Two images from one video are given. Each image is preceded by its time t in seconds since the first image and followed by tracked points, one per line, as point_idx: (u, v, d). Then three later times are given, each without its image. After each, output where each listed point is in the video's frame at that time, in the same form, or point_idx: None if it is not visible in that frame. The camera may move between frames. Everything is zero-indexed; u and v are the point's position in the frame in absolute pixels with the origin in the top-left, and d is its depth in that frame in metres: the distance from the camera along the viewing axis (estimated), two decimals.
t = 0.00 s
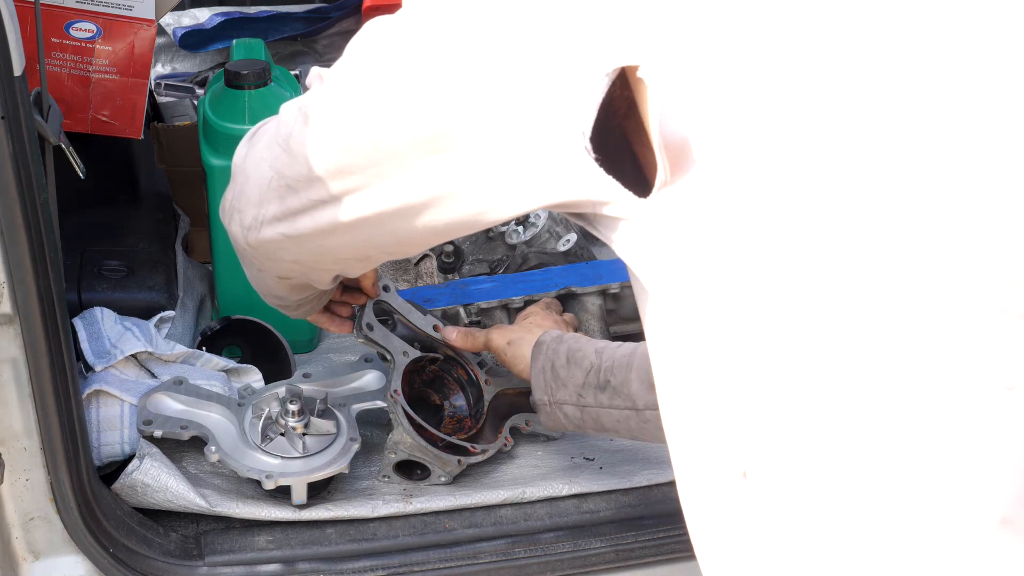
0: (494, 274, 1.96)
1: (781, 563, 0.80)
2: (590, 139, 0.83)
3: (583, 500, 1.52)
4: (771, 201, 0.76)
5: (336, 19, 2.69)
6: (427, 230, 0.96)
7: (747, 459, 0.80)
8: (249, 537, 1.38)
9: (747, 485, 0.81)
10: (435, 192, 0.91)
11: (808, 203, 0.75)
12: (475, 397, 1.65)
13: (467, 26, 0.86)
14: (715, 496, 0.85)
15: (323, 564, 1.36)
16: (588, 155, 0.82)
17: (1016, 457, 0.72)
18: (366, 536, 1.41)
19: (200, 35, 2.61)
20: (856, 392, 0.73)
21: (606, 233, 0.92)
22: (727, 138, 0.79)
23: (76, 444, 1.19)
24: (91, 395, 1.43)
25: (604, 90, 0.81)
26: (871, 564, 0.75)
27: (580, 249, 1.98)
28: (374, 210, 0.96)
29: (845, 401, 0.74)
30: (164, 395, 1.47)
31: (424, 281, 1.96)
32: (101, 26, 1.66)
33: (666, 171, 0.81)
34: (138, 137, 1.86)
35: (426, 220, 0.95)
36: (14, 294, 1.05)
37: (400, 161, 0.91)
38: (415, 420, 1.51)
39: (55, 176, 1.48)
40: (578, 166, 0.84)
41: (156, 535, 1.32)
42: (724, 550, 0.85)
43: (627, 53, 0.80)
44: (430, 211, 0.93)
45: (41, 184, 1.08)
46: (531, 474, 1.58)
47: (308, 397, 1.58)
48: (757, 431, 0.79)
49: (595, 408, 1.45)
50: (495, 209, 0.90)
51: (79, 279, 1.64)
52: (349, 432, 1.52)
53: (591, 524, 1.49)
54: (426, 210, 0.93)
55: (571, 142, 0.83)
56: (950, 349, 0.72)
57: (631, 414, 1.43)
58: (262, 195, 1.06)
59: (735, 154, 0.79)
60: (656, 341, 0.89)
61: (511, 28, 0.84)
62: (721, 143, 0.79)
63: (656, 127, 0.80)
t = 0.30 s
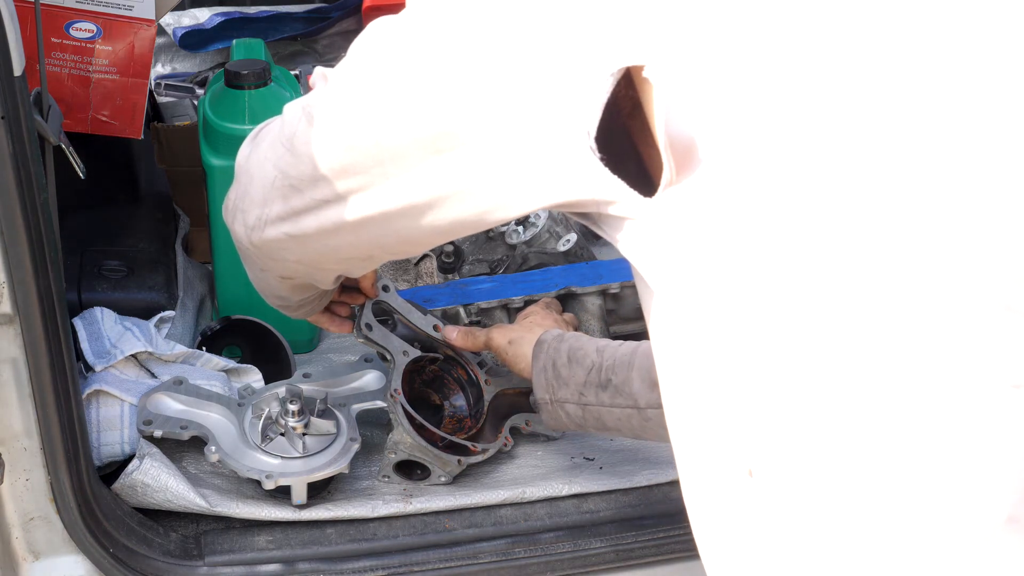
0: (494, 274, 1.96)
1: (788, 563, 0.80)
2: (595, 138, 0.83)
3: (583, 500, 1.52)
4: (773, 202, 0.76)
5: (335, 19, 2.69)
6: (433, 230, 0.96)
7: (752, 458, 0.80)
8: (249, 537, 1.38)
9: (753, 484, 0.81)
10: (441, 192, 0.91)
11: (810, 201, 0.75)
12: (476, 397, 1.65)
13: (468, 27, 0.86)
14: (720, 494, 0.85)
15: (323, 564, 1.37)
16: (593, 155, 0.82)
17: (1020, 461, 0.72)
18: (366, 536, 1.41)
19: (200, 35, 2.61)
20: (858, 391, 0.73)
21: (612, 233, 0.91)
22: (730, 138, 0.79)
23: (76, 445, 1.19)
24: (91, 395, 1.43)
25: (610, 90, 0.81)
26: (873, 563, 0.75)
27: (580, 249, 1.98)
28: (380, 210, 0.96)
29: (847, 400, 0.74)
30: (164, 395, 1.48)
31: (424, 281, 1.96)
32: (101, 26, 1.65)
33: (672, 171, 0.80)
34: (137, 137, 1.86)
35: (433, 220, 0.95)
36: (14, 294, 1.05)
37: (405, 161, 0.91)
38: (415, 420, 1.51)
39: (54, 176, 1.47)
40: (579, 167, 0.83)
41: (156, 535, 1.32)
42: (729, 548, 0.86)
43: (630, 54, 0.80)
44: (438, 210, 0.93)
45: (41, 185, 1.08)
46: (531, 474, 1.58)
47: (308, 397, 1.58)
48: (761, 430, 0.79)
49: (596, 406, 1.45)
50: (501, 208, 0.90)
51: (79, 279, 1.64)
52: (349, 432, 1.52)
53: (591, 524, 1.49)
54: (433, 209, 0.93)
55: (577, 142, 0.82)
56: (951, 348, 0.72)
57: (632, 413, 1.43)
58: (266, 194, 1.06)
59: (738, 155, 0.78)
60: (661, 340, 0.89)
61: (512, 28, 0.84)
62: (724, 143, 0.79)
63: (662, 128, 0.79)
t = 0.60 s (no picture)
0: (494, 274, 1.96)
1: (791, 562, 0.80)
2: (599, 140, 0.82)
3: (583, 500, 1.52)
4: (775, 203, 0.76)
5: (335, 19, 2.70)
6: (436, 231, 0.96)
7: (756, 457, 0.80)
8: (249, 537, 1.38)
9: (756, 484, 0.81)
10: (444, 192, 0.90)
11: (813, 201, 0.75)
12: (476, 397, 1.65)
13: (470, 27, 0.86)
14: (722, 494, 0.85)
15: (323, 564, 1.36)
16: (596, 155, 0.82)
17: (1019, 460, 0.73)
18: (366, 536, 1.41)
19: (200, 35, 2.61)
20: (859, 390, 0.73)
21: (614, 233, 0.91)
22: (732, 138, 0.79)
23: (76, 445, 1.19)
24: (91, 395, 1.43)
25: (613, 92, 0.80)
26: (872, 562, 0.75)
27: (580, 249, 1.98)
28: (384, 211, 0.96)
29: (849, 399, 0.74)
30: (164, 395, 1.48)
31: (424, 281, 1.96)
32: (102, 27, 1.65)
33: (676, 172, 0.80)
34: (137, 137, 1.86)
35: (437, 220, 0.94)
36: (14, 294, 1.05)
37: (408, 162, 0.91)
38: (415, 420, 1.51)
39: (54, 176, 1.47)
40: (580, 167, 0.83)
41: (156, 535, 1.32)
42: (732, 548, 0.85)
43: (631, 55, 0.80)
44: (443, 210, 0.93)
45: (41, 184, 1.08)
46: (531, 474, 1.58)
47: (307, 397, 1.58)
48: (763, 430, 0.79)
49: (598, 401, 1.45)
50: (505, 208, 0.89)
51: (80, 279, 1.64)
52: (349, 432, 1.51)
53: (591, 524, 1.49)
54: (439, 209, 0.93)
55: (580, 143, 0.82)
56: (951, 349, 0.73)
57: (634, 410, 1.43)
58: (268, 196, 1.06)
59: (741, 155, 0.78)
60: (663, 341, 0.89)
61: (513, 29, 0.84)
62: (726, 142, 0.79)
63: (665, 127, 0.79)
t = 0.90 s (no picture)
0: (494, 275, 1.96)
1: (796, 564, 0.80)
2: (602, 144, 0.83)
3: (583, 500, 1.52)
4: (781, 208, 0.77)
5: (335, 19, 2.70)
6: (440, 234, 0.96)
7: (764, 460, 0.79)
8: (249, 537, 1.38)
9: (765, 487, 0.81)
10: (449, 197, 0.90)
11: (819, 210, 0.76)
12: (476, 397, 1.65)
13: (471, 29, 0.86)
14: (725, 496, 0.85)
15: (323, 564, 1.37)
16: (600, 160, 0.82)
17: None
18: (366, 536, 1.41)
19: (200, 35, 2.61)
20: (862, 393, 0.73)
21: (620, 237, 0.91)
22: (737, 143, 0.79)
23: (76, 445, 1.19)
24: (91, 395, 1.43)
25: (616, 96, 0.81)
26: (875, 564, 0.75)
27: (580, 249, 1.98)
28: (388, 215, 0.96)
29: (852, 402, 0.74)
30: (164, 395, 1.48)
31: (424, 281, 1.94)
32: (102, 26, 1.65)
33: (682, 178, 0.81)
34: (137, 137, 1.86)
35: (442, 223, 0.94)
36: (14, 294, 1.04)
37: (410, 166, 0.91)
38: (415, 420, 1.51)
39: (54, 176, 1.47)
40: (581, 168, 0.83)
41: (156, 535, 1.33)
42: (734, 549, 0.85)
43: (635, 58, 0.80)
44: (448, 214, 0.93)
45: (41, 185, 1.08)
46: (531, 474, 1.58)
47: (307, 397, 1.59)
48: (767, 432, 0.79)
49: (577, 368, 1.44)
50: (510, 212, 0.89)
51: (79, 279, 1.64)
52: (349, 432, 1.51)
53: (591, 525, 1.49)
54: (445, 212, 0.93)
55: (584, 148, 0.82)
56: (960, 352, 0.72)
57: (615, 377, 1.43)
58: (271, 200, 1.06)
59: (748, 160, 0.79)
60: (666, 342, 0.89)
61: (515, 32, 0.84)
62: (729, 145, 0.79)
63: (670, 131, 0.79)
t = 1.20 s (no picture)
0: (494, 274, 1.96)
1: (796, 565, 0.79)
2: (605, 146, 0.82)
3: (583, 500, 1.52)
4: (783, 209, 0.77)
5: (336, 19, 2.71)
6: (442, 236, 0.96)
7: (765, 461, 0.79)
8: (249, 537, 1.38)
9: (766, 488, 0.80)
10: (452, 198, 0.90)
11: (820, 209, 0.76)
12: (476, 397, 1.65)
13: (470, 28, 0.86)
14: (726, 495, 0.85)
15: (323, 564, 1.37)
16: (603, 162, 0.82)
17: None
18: (366, 536, 1.41)
19: (200, 35, 2.61)
20: (862, 390, 0.73)
21: (622, 239, 0.92)
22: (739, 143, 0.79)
23: (76, 445, 1.19)
24: (91, 395, 1.43)
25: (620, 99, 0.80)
26: (876, 565, 0.74)
27: (580, 249, 1.99)
28: (391, 216, 0.96)
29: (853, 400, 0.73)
30: (164, 395, 1.48)
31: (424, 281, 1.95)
32: (102, 27, 1.65)
33: (683, 180, 0.81)
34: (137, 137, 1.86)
35: (445, 224, 0.94)
36: (14, 294, 1.05)
37: (412, 168, 0.91)
38: (415, 420, 1.51)
39: (54, 176, 1.47)
40: (581, 167, 0.83)
41: (156, 535, 1.33)
42: (734, 549, 0.85)
43: (635, 58, 0.80)
44: (452, 214, 0.92)
45: (41, 184, 1.08)
46: (531, 474, 1.58)
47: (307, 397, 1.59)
48: (768, 431, 0.78)
49: (566, 361, 1.49)
50: (515, 212, 0.89)
51: (80, 279, 1.65)
52: (349, 432, 1.51)
53: (591, 525, 1.48)
54: (449, 212, 0.92)
55: (586, 149, 0.82)
56: (963, 350, 0.71)
57: (607, 367, 1.48)
58: (272, 202, 1.06)
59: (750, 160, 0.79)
60: (667, 343, 0.89)
61: (515, 31, 0.84)
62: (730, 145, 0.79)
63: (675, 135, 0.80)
